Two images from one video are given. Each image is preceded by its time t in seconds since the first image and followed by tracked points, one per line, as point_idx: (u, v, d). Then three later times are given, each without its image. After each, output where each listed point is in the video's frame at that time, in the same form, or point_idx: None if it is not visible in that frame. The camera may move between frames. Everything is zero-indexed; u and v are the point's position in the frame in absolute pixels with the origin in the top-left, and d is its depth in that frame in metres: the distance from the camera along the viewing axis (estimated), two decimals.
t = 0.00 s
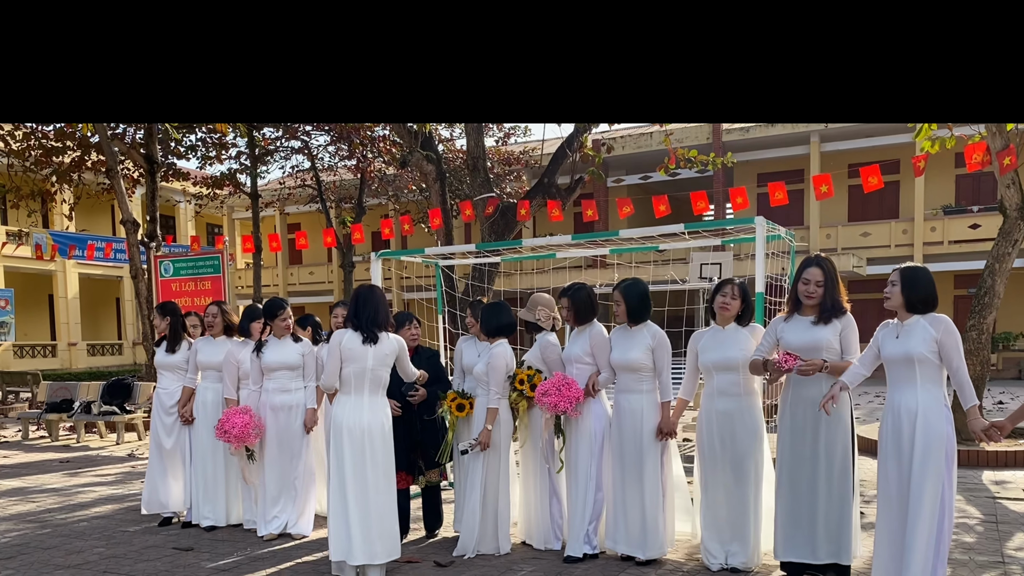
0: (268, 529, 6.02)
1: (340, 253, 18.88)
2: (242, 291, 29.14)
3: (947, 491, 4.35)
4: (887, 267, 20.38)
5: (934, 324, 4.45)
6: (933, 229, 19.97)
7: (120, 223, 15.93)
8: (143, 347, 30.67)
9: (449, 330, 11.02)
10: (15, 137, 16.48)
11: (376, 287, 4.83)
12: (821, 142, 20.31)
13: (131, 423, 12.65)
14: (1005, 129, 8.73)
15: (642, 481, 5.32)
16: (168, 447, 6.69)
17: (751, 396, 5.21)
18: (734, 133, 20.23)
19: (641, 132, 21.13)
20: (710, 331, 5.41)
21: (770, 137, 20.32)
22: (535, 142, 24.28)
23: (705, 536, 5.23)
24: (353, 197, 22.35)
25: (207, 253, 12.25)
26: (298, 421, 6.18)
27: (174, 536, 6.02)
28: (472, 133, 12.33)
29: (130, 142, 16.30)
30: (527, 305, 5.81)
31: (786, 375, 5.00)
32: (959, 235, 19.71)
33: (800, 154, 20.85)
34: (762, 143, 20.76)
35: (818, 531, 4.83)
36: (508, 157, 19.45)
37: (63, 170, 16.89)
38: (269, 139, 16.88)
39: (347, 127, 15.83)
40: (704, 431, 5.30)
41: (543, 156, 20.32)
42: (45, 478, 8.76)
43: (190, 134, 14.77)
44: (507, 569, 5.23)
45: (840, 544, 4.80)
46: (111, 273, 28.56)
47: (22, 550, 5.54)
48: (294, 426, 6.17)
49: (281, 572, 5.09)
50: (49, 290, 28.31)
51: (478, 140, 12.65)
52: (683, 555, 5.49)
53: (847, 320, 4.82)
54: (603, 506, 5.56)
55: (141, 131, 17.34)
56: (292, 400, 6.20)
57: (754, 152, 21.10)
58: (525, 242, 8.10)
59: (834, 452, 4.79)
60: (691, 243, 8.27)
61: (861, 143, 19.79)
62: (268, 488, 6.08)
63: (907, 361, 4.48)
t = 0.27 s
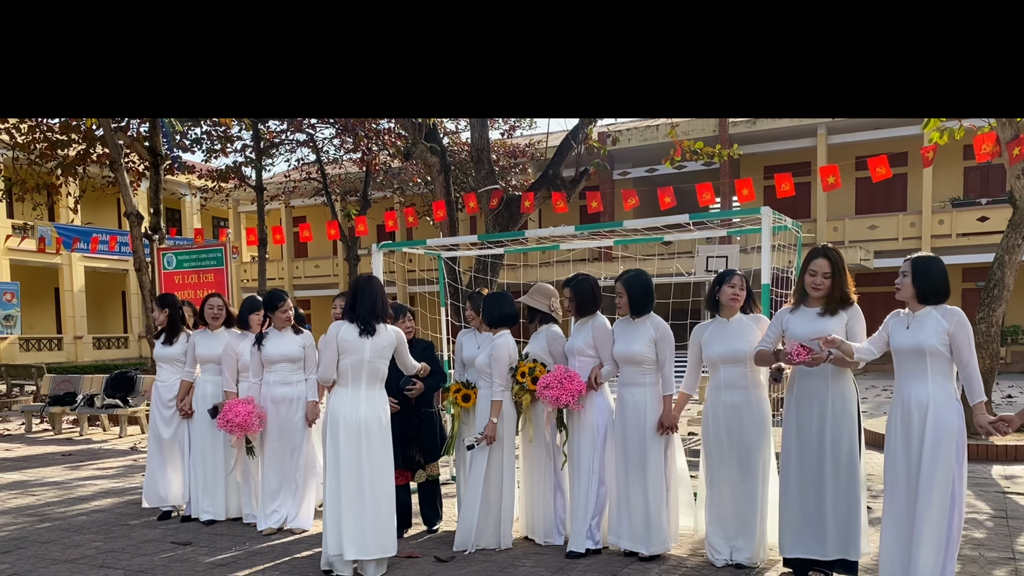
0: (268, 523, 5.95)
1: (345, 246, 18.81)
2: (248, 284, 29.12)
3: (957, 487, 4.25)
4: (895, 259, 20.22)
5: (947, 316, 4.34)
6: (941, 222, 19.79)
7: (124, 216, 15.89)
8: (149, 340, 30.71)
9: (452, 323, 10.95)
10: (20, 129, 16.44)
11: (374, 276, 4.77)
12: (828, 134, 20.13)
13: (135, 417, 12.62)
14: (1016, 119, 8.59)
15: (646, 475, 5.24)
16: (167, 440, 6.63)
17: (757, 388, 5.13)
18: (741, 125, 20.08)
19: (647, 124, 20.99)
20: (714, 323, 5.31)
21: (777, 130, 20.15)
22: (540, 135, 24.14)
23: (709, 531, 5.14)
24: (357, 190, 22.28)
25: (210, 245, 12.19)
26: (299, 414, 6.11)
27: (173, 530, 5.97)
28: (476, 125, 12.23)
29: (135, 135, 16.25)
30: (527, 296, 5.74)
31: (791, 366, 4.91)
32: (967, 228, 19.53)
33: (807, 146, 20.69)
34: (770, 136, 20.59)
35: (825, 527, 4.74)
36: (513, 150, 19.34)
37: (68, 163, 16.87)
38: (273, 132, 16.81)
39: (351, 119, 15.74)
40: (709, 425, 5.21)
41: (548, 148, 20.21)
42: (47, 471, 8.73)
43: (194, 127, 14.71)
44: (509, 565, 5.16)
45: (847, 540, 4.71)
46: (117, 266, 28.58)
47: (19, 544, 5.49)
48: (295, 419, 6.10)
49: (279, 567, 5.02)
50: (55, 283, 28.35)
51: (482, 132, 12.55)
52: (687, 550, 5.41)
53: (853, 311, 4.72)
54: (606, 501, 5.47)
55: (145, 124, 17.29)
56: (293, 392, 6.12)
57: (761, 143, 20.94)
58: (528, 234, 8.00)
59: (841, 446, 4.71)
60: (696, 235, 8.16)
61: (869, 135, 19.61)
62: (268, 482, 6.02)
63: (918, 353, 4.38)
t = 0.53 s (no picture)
0: (268, 519, 5.89)
1: (350, 240, 18.74)
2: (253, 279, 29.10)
3: (969, 483, 4.16)
4: (903, 253, 20.05)
5: (963, 310, 4.24)
6: (949, 216, 19.62)
7: (128, 210, 15.86)
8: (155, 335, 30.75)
9: (456, 317, 10.87)
10: (25, 123, 16.43)
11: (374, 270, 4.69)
12: (836, 127, 19.96)
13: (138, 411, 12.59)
14: None
15: (650, 471, 5.15)
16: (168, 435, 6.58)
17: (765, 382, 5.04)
18: (748, 118, 19.93)
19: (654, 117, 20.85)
20: (721, 317, 5.23)
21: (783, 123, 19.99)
22: (547, 129, 24.02)
23: (715, 528, 5.06)
24: (363, 184, 22.20)
25: (213, 239, 12.14)
26: (301, 409, 6.05)
27: (173, 525, 5.91)
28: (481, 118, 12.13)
29: (139, 129, 16.20)
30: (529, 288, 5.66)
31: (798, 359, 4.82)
32: (976, 221, 19.36)
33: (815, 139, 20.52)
34: (777, 129, 20.43)
35: (834, 525, 4.64)
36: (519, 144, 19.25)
37: (73, 157, 16.86)
38: (278, 125, 16.73)
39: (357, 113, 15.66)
40: (716, 419, 5.12)
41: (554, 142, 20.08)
42: (49, 466, 8.70)
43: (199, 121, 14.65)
44: (512, 561, 5.08)
45: (856, 537, 4.62)
46: (122, 261, 28.60)
47: (17, 540, 5.44)
48: (297, 413, 6.04)
49: (279, 563, 4.96)
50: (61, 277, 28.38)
51: (487, 125, 12.45)
52: (693, 547, 5.32)
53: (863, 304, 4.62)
54: (610, 496, 5.39)
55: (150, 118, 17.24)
56: (294, 386, 6.05)
57: (769, 136, 20.78)
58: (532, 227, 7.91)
59: (849, 441, 4.61)
60: (702, 228, 8.06)
61: (877, 128, 19.43)
62: (269, 477, 5.96)
63: (932, 346, 4.27)
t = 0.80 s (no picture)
0: (271, 516, 5.84)
1: (357, 235, 18.68)
2: (261, 274, 29.09)
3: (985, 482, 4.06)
4: (913, 248, 19.87)
5: (983, 305, 4.14)
6: (960, 210, 19.42)
7: (135, 205, 15.83)
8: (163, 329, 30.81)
9: (461, 312, 10.80)
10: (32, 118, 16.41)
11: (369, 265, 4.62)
12: (846, 120, 19.77)
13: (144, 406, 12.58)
14: None
15: (658, 469, 5.06)
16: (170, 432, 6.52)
17: (777, 378, 4.93)
18: (757, 112, 19.76)
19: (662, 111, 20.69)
20: (727, 312, 5.10)
21: (792, 117, 19.81)
22: (554, 123, 23.87)
23: (724, 528, 4.97)
24: (370, 179, 22.13)
25: (219, 233, 12.09)
26: (304, 405, 5.97)
27: (174, 522, 5.86)
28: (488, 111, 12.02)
29: (146, 123, 16.16)
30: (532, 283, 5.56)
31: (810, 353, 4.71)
32: (986, 216, 19.15)
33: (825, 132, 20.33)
34: (786, 123, 20.26)
35: (845, 524, 4.54)
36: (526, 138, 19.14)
37: (80, 152, 16.83)
38: (285, 120, 16.67)
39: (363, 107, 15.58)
40: (725, 416, 5.02)
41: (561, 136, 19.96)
42: (53, 461, 8.67)
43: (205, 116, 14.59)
44: (516, 560, 5.00)
45: (868, 536, 4.51)
46: (131, 255, 28.64)
47: (18, 537, 5.40)
48: (300, 408, 5.97)
49: (281, 561, 4.90)
50: (69, 272, 28.44)
51: (494, 119, 12.35)
52: (701, 547, 5.24)
53: (876, 299, 4.51)
54: (617, 494, 5.30)
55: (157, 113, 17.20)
56: (297, 381, 5.97)
57: (778, 130, 20.60)
58: (538, 220, 7.82)
59: (862, 438, 4.51)
60: (711, 222, 7.94)
61: (887, 122, 19.23)
62: (271, 473, 5.90)
63: (951, 340, 4.16)
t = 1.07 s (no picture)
0: (274, 513, 5.75)
1: (365, 229, 18.60)
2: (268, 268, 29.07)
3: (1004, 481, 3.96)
4: (923, 242, 19.67)
5: (1002, 300, 4.04)
6: (971, 204, 19.22)
7: (142, 200, 15.80)
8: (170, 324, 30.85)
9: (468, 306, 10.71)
10: (40, 112, 16.37)
11: (349, 260, 4.53)
12: (856, 114, 19.58)
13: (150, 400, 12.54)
14: None
15: (667, 466, 4.96)
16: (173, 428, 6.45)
17: (788, 373, 4.84)
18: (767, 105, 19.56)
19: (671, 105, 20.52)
20: (733, 309, 4.99)
21: (802, 110, 19.63)
22: (562, 117, 23.71)
23: (734, 528, 4.86)
24: (378, 173, 22.04)
25: (224, 227, 12.02)
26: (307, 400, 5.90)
27: (177, 519, 5.80)
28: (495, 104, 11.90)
29: (153, 118, 16.12)
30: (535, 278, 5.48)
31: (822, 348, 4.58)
32: (998, 209, 18.94)
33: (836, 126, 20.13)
34: (796, 116, 20.07)
35: (858, 523, 4.43)
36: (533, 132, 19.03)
37: (88, 146, 16.80)
38: (293, 114, 16.58)
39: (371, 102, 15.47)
40: (735, 413, 4.91)
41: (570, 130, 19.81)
42: (57, 456, 8.63)
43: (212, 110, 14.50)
44: (522, 559, 4.89)
45: (882, 536, 4.40)
46: (139, 250, 28.66)
47: (19, 533, 5.34)
48: (302, 404, 5.90)
49: (284, 559, 4.82)
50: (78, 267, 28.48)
51: (501, 112, 12.22)
52: (711, 546, 5.14)
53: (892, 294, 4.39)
54: (625, 492, 5.21)
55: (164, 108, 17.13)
56: (300, 377, 5.90)
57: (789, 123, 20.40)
58: (544, 214, 7.71)
59: (876, 437, 4.40)
60: (721, 214, 7.81)
61: (898, 115, 19.04)
62: (274, 470, 5.83)
63: (969, 336, 4.04)
